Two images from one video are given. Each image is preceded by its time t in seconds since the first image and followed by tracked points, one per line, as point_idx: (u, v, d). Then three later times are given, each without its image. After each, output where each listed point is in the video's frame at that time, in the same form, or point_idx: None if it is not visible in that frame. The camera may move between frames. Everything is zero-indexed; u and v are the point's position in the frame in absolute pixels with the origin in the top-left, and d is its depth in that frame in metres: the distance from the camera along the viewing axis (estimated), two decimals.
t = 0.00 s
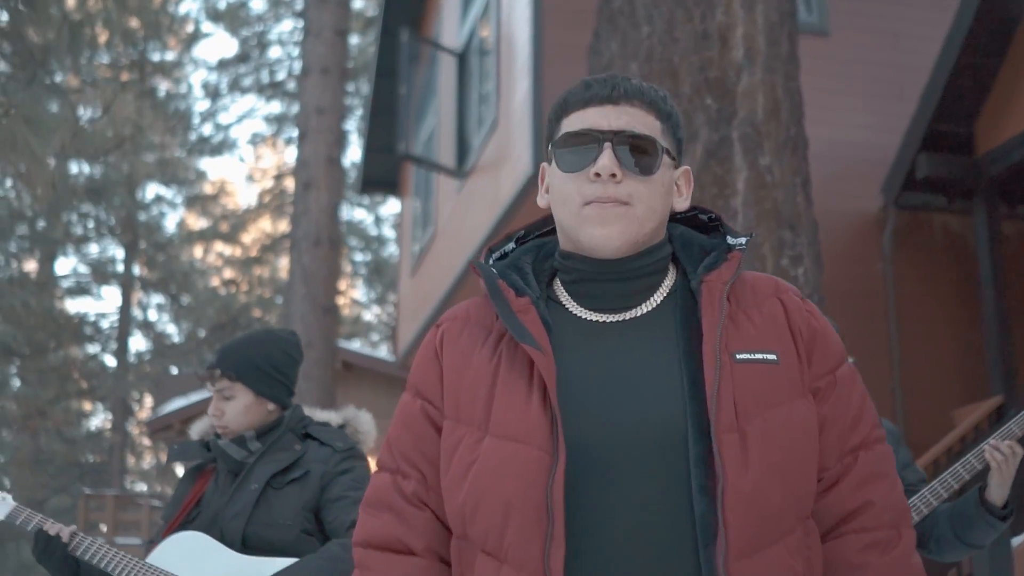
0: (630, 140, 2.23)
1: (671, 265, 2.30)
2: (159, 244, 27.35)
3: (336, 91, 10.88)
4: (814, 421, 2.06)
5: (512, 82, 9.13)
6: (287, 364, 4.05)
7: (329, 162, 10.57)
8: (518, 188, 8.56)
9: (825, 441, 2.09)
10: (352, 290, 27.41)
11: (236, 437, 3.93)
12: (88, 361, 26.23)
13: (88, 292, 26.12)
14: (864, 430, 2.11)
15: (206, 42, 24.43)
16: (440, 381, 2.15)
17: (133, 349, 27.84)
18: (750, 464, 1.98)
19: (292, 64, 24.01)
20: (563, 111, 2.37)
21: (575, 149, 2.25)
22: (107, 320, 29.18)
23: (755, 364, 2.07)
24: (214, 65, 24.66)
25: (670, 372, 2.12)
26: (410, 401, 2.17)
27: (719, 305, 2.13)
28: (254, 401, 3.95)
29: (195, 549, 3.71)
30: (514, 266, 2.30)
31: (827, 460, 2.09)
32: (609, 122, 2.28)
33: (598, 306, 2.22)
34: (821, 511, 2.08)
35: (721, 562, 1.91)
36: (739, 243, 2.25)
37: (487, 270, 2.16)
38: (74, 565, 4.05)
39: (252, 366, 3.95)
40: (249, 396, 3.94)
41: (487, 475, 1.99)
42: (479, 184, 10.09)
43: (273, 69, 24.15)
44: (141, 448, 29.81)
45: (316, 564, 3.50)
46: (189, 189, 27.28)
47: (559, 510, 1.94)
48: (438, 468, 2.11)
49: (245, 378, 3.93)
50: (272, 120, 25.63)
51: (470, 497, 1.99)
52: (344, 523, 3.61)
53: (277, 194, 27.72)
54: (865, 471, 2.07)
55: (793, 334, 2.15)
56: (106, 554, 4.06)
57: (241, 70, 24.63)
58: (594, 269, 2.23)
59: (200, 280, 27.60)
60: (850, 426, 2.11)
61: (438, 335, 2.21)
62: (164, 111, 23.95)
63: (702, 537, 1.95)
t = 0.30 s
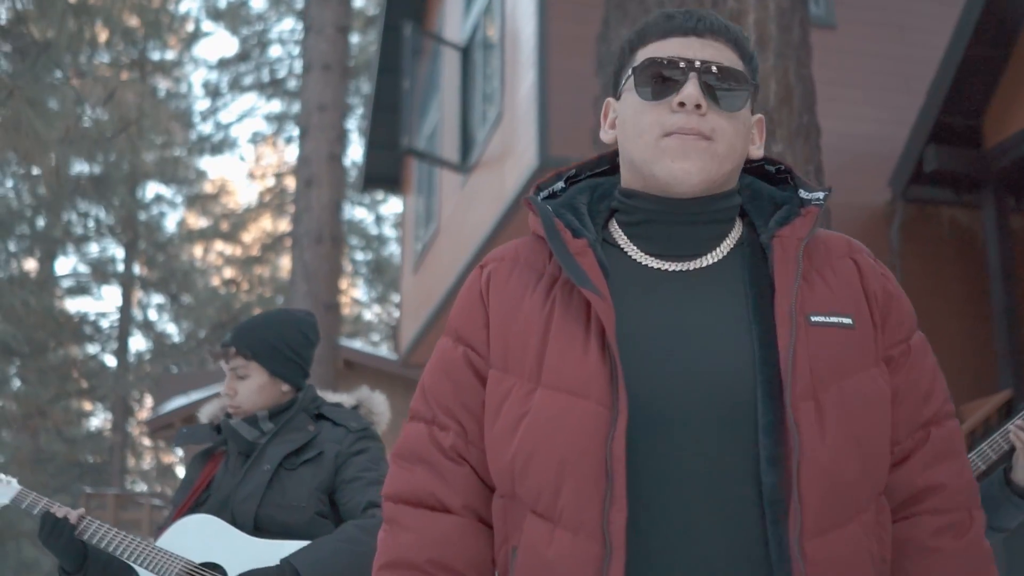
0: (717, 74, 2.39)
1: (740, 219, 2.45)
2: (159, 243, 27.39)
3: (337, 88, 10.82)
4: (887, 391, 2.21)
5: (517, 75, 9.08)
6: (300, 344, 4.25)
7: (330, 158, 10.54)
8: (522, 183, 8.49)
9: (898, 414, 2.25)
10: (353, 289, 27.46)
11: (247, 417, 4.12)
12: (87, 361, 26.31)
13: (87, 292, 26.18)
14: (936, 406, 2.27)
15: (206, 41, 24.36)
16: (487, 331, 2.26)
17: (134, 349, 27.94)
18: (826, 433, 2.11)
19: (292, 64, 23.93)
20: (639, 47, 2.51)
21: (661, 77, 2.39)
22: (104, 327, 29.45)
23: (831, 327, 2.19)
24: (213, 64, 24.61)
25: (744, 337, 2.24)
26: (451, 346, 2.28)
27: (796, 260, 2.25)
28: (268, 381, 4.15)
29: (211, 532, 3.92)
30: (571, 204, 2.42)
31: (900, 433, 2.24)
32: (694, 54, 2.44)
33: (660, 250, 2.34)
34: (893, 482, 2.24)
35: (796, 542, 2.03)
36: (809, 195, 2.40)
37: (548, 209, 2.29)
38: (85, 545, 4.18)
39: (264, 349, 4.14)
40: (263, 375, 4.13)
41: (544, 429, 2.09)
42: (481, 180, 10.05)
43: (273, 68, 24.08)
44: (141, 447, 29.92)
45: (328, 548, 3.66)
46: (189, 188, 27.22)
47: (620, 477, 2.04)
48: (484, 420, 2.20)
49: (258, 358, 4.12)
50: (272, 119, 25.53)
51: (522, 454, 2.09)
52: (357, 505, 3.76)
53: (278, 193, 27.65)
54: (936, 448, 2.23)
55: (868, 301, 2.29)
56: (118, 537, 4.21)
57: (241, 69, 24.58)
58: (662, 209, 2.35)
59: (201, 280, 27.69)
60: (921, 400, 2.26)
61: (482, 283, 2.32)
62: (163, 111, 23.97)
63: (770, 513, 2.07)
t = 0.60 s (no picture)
0: (800, 39, 2.44)
1: (809, 188, 2.52)
2: (157, 242, 27.44)
3: (337, 85, 10.82)
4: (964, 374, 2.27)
5: (520, 73, 9.06)
6: (314, 336, 4.34)
7: (330, 156, 10.58)
8: (525, 180, 8.49)
9: (974, 398, 2.33)
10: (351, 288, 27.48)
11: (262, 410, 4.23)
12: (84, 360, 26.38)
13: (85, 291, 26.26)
14: (1013, 394, 2.36)
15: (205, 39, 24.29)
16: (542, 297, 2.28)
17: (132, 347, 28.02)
18: (906, 414, 2.15)
19: (292, 63, 23.90)
20: (712, 4, 2.58)
21: (743, 36, 2.43)
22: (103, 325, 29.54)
23: (906, 304, 2.24)
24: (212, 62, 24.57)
25: (809, 310, 2.28)
26: (504, 311, 2.31)
27: (872, 237, 2.30)
28: (283, 373, 4.24)
29: (225, 524, 4.04)
30: (632, 163, 2.46)
31: (976, 420, 2.33)
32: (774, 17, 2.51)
33: (731, 217, 2.40)
34: (974, 467, 2.32)
35: (876, 527, 2.07)
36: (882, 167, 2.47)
37: (613, 167, 2.29)
38: (104, 538, 4.23)
39: (279, 343, 4.24)
40: (278, 368, 4.23)
41: (600, 394, 2.12)
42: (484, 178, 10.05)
43: (271, 67, 24.02)
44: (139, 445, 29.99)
45: (343, 540, 3.83)
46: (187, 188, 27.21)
47: (686, 452, 2.06)
48: (538, 389, 2.22)
49: (272, 353, 4.22)
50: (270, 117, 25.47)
51: (581, 422, 2.12)
52: (373, 497, 3.90)
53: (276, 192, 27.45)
54: (1012, 440, 2.32)
55: (947, 280, 2.35)
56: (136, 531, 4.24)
57: (241, 67, 24.58)
58: (727, 176, 2.39)
59: (198, 279, 27.75)
60: (999, 387, 2.35)
61: (534, 247, 2.34)
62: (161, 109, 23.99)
63: (845, 490, 2.11)
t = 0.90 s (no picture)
0: None
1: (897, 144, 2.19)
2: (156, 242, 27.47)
3: (338, 84, 10.83)
4: None
5: (526, 70, 8.99)
6: (342, 331, 4.17)
7: (331, 155, 10.67)
8: (532, 176, 8.47)
9: None
10: (350, 289, 27.44)
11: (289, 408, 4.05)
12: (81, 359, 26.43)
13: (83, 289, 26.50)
14: None
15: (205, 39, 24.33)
16: (626, 247, 1.98)
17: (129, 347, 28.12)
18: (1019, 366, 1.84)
19: (291, 64, 23.92)
20: None
21: None
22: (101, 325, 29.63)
23: (1013, 252, 1.93)
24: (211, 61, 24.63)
25: (906, 256, 1.97)
26: (582, 265, 2.00)
27: (971, 182, 2.00)
28: (308, 368, 4.06)
29: (258, 514, 3.83)
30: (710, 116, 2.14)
31: None
32: None
33: (816, 170, 2.09)
34: None
35: (985, 477, 1.77)
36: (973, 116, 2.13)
37: (703, 116, 1.98)
38: (135, 530, 3.98)
39: (299, 336, 4.05)
40: (303, 362, 4.05)
41: (696, 342, 1.83)
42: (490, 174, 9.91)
43: (270, 66, 24.09)
44: (137, 447, 29.98)
45: (373, 528, 3.54)
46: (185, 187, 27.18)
47: (790, 404, 1.77)
48: (619, 341, 1.92)
49: (299, 349, 4.05)
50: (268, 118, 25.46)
51: (673, 372, 1.82)
52: (405, 486, 3.66)
53: (275, 192, 27.38)
54: None
55: None
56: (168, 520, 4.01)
57: (239, 67, 24.62)
58: (812, 130, 2.09)
59: (197, 278, 27.80)
60: None
61: (617, 197, 2.04)
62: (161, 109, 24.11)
63: (951, 447, 1.80)
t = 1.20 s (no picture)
0: None
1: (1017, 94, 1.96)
2: (155, 241, 27.44)
3: (340, 83, 10.85)
4: None
5: (534, 67, 9.03)
6: (384, 309, 4.18)
7: (334, 153, 10.70)
8: (541, 173, 8.49)
9: None
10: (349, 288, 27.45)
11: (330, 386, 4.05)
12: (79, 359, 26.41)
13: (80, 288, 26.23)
14: None
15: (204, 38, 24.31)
16: (742, 204, 1.87)
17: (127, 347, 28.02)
18: None
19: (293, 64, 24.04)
20: None
21: None
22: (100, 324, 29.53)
23: None
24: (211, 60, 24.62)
25: None
26: (696, 226, 1.89)
27: None
28: (350, 346, 4.07)
29: (299, 493, 3.89)
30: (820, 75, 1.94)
31: None
32: None
33: (937, 123, 1.87)
34: None
35: None
36: None
37: (815, 71, 1.81)
38: (175, 507, 4.03)
39: (343, 316, 4.05)
40: (345, 340, 4.06)
41: (823, 294, 1.73)
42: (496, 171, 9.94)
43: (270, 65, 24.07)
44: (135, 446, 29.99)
45: (421, 509, 3.64)
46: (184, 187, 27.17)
47: (926, 348, 1.66)
48: (743, 298, 1.81)
49: (341, 326, 4.05)
50: (268, 117, 25.49)
51: (802, 326, 1.73)
52: (451, 467, 3.74)
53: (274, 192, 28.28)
54: None
55: None
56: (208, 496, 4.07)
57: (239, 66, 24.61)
58: (931, 82, 1.88)
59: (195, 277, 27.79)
60: None
61: (729, 153, 1.92)
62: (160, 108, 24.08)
63: None
